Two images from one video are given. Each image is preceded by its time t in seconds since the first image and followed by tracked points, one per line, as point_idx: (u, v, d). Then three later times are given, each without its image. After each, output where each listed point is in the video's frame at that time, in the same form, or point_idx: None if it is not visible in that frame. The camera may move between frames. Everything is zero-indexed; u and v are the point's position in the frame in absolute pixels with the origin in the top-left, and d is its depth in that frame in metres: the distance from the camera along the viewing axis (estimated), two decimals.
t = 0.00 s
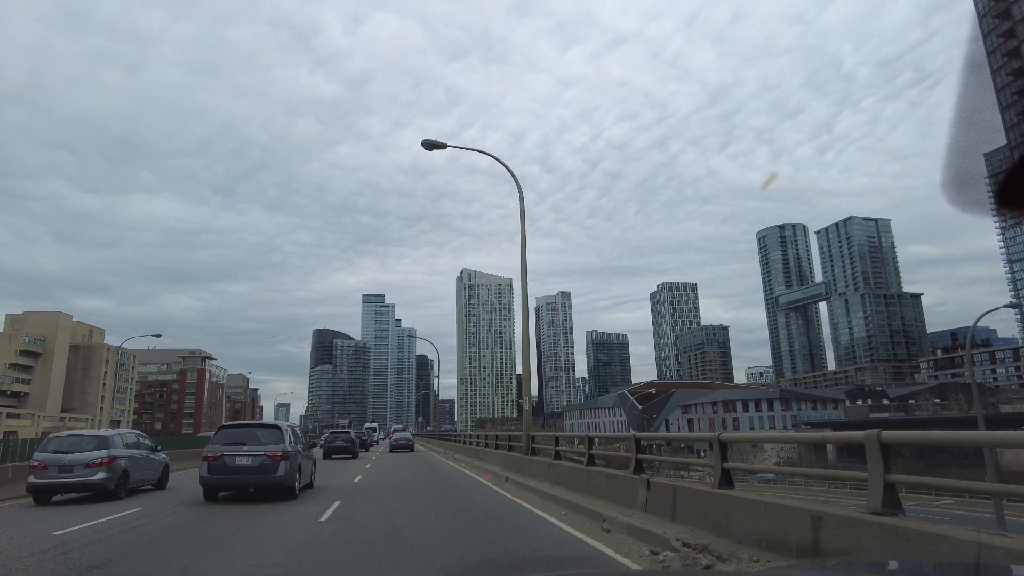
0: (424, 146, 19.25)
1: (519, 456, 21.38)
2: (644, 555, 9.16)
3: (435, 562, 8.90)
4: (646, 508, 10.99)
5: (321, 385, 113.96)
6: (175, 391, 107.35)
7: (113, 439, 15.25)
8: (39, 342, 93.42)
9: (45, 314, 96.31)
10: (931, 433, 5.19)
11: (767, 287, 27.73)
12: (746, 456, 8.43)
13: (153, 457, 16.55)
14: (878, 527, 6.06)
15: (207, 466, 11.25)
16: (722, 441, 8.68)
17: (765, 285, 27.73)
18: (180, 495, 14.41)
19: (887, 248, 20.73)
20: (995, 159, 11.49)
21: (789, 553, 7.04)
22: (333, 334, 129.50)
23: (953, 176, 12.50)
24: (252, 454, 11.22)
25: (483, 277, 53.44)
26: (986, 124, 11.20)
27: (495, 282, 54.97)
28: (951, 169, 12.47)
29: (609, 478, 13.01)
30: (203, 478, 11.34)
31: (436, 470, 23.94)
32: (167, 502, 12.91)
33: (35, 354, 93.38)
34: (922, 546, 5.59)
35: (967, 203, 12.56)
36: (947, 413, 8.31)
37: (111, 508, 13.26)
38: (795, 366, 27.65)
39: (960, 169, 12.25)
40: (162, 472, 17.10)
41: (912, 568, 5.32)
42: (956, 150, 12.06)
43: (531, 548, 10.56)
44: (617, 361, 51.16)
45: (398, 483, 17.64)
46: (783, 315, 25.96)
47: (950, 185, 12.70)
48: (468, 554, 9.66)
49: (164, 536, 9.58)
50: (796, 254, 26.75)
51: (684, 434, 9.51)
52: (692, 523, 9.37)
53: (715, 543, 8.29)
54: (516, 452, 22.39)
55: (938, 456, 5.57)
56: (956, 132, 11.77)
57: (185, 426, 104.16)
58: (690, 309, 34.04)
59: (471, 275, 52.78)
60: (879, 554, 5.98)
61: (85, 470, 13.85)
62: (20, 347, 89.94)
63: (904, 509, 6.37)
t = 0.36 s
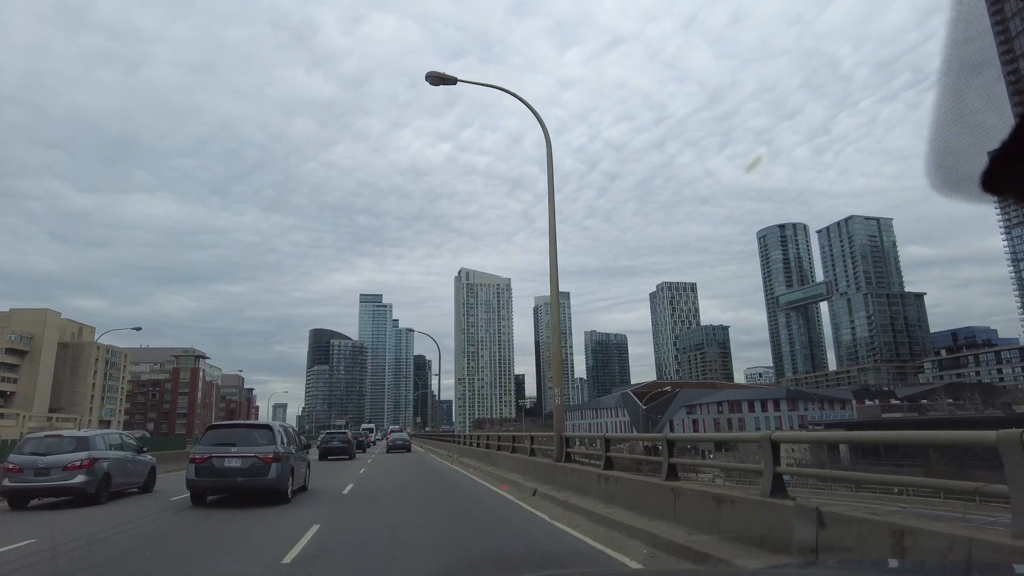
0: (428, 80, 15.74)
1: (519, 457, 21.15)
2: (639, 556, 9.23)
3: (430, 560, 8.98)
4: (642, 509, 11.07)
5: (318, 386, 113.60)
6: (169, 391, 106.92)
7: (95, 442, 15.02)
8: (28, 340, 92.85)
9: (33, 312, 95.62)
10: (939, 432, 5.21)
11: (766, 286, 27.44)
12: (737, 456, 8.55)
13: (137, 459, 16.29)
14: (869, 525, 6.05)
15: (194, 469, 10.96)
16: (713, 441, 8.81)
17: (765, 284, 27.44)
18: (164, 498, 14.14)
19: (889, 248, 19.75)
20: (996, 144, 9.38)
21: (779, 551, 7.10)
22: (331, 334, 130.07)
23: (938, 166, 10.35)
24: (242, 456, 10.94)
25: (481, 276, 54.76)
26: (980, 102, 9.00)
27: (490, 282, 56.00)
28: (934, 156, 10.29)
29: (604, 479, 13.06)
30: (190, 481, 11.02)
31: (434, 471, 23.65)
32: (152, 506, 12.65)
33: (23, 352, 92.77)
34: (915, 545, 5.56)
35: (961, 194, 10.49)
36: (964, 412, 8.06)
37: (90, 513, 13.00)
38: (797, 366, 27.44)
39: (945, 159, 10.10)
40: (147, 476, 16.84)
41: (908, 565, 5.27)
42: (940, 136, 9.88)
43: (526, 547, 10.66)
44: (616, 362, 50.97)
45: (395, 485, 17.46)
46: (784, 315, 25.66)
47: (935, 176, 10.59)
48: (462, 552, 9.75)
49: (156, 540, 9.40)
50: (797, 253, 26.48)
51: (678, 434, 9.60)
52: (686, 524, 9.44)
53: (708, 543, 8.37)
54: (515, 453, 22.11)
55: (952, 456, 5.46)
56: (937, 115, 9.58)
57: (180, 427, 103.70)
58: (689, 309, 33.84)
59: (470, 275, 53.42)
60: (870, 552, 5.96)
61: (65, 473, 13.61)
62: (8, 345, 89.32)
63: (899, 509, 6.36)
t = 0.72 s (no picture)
0: None
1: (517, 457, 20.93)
2: (634, 555, 9.09)
3: (425, 559, 8.85)
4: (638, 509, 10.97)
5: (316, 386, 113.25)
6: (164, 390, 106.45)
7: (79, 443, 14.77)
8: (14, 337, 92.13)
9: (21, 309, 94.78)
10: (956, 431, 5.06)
11: (766, 285, 27.18)
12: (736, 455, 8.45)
13: (123, 461, 16.03)
14: (865, 523, 5.89)
15: (181, 470, 10.61)
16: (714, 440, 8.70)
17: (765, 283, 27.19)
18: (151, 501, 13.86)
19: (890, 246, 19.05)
20: (982, 145, 9.31)
21: (775, 551, 6.96)
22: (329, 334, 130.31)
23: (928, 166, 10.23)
24: (231, 458, 10.61)
25: (480, 274, 55.32)
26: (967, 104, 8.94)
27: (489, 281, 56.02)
28: (924, 155, 10.19)
29: (601, 479, 12.93)
30: (176, 483, 10.67)
31: (431, 472, 23.39)
32: (139, 509, 12.37)
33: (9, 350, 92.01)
34: (914, 543, 5.39)
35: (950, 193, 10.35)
36: (979, 412, 7.84)
37: (71, 516, 12.77)
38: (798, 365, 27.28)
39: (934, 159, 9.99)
40: (134, 478, 16.56)
41: (909, 564, 5.08)
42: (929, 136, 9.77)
43: (520, 546, 10.54)
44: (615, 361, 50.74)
45: (392, 486, 17.32)
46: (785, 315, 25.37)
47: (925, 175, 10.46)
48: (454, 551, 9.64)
49: (142, 543, 9.16)
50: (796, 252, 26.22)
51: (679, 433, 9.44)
52: (683, 525, 9.28)
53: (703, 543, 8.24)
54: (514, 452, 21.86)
55: (969, 457, 5.29)
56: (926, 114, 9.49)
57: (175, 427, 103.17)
58: (689, 308, 33.62)
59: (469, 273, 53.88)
60: (868, 550, 5.79)
61: (47, 474, 13.35)
62: None
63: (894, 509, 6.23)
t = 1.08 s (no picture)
0: None
1: (517, 457, 20.72)
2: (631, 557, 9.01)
3: (422, 560, 8.76)
4: (640, 511, 10.81)
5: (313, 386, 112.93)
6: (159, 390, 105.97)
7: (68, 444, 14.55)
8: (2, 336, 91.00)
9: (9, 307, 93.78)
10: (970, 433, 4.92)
11: (767, 285, 26.94)
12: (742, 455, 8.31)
13: (113, 462, 15.78)
14: (861, 523, 5.84)
15: (166, 473, 10.02)
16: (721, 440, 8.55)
17: (765, 282, 26.94)
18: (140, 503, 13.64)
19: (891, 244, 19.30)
20: (975, 147, 9.11)
21: (772, 550, 6.87)
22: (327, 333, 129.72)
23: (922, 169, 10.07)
24: (217, 460, 10.00)
25: (479, 274, 54.99)
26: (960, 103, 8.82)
27: (489, 280, 55.59)
28: (917, 157, 10.06)
29: (604, 480, 12.78)
30: (160, 488, 10.09)
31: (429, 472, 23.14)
32: (130, 512, 12.14)
33: None
34: (910, 542, 5.31)
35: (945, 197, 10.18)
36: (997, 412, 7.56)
37: (57, 519, 12.53)
38: (798, 365, 27.12)
39: (928, 160, 9.86)
40: (125, 479, 16.33)
41: (905, 564, 5.03)
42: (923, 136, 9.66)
43: (519, 546, 10.42)
44: (614, 361, 50.52)
45: (391, 488, 17.13)
46: (785, 315, 25.12)
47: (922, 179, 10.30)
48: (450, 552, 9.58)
49: (136, 545, 8.95)
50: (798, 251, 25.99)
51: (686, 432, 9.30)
52: (680, 525, 9.21)
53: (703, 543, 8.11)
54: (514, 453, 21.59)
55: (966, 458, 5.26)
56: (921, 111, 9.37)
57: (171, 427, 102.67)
58: (688, 308, 33.35)
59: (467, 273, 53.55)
60: (866, 550, 5.71)
61: (32, 476, 13.10)
62: None
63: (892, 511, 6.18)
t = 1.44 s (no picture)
0: None
1: (516, 457, 20.56)
2: (631, 556, 9.03)
3: (421, 561, 8.73)
4: (640, 511, 10.70)
5: (310, 386, 112.48)
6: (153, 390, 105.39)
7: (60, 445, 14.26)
8: None
9: None
10: (987, 431, 4.76)
11: (769, 283, 26.70)
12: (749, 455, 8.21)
13: (106, 462, 15.50)
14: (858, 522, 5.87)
15: (145, 478, 8.64)
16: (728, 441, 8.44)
17: (767, 281, 26.70)
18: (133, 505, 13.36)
19: (895, 245, 18.37)
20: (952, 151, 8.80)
21: (769, 548, 6.90)
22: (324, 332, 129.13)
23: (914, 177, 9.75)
24: (206, 462, 8.68)
25: (477, 272, 54.37)
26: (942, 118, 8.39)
27: (486, 280, 55.29)
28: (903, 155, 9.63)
29: (604, 479, 12.66)
30: (139, 495, 8.66)
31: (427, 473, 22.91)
32: (123, 515, 11.89)
33: None
34: (904, 538, 5.36)
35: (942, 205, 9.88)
36: (1015, 412, 7.26)
37: (47, 521, 12.24)
38: (798, 365, 26.87)
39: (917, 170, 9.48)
40: (118, 480, 16.05)
41: (902, 563, 5.03)
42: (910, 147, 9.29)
43: (516, 545, 10.41)
44: (613, 360, 50.28)
45: (387, 488, 16.92)
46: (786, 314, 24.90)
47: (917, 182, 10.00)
48: (445, 553, 9.46)
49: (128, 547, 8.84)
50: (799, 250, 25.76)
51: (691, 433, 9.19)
52: (678, 523, 9.24)
53: (706, 544, 8.03)
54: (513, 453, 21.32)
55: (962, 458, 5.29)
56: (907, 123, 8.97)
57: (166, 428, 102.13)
58: (689, 306, 33.05)
59: (464, 271, 52.84)
60: (859, 547, 5.75)
61: (22, 478, 12.83)
62: None
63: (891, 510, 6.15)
